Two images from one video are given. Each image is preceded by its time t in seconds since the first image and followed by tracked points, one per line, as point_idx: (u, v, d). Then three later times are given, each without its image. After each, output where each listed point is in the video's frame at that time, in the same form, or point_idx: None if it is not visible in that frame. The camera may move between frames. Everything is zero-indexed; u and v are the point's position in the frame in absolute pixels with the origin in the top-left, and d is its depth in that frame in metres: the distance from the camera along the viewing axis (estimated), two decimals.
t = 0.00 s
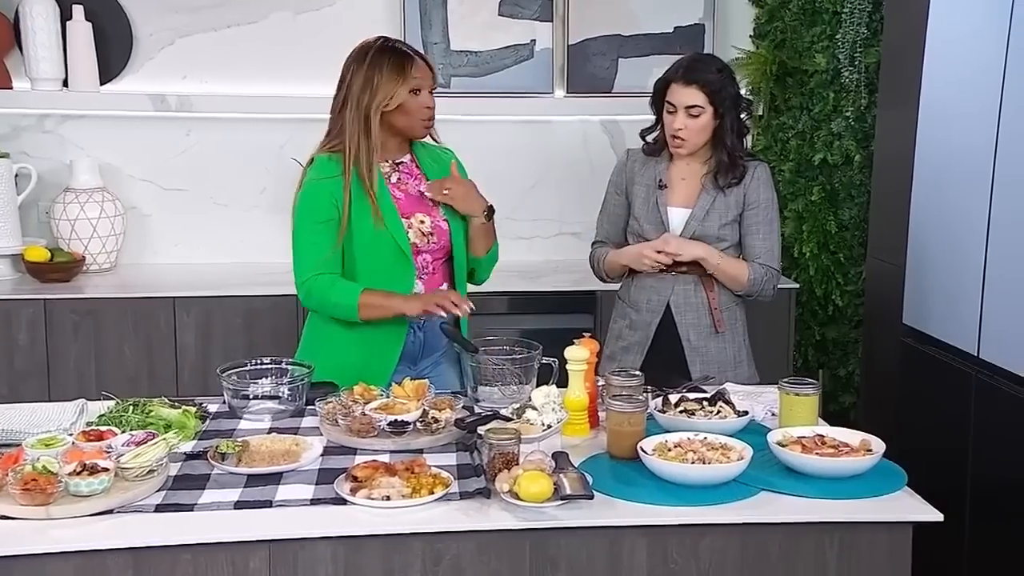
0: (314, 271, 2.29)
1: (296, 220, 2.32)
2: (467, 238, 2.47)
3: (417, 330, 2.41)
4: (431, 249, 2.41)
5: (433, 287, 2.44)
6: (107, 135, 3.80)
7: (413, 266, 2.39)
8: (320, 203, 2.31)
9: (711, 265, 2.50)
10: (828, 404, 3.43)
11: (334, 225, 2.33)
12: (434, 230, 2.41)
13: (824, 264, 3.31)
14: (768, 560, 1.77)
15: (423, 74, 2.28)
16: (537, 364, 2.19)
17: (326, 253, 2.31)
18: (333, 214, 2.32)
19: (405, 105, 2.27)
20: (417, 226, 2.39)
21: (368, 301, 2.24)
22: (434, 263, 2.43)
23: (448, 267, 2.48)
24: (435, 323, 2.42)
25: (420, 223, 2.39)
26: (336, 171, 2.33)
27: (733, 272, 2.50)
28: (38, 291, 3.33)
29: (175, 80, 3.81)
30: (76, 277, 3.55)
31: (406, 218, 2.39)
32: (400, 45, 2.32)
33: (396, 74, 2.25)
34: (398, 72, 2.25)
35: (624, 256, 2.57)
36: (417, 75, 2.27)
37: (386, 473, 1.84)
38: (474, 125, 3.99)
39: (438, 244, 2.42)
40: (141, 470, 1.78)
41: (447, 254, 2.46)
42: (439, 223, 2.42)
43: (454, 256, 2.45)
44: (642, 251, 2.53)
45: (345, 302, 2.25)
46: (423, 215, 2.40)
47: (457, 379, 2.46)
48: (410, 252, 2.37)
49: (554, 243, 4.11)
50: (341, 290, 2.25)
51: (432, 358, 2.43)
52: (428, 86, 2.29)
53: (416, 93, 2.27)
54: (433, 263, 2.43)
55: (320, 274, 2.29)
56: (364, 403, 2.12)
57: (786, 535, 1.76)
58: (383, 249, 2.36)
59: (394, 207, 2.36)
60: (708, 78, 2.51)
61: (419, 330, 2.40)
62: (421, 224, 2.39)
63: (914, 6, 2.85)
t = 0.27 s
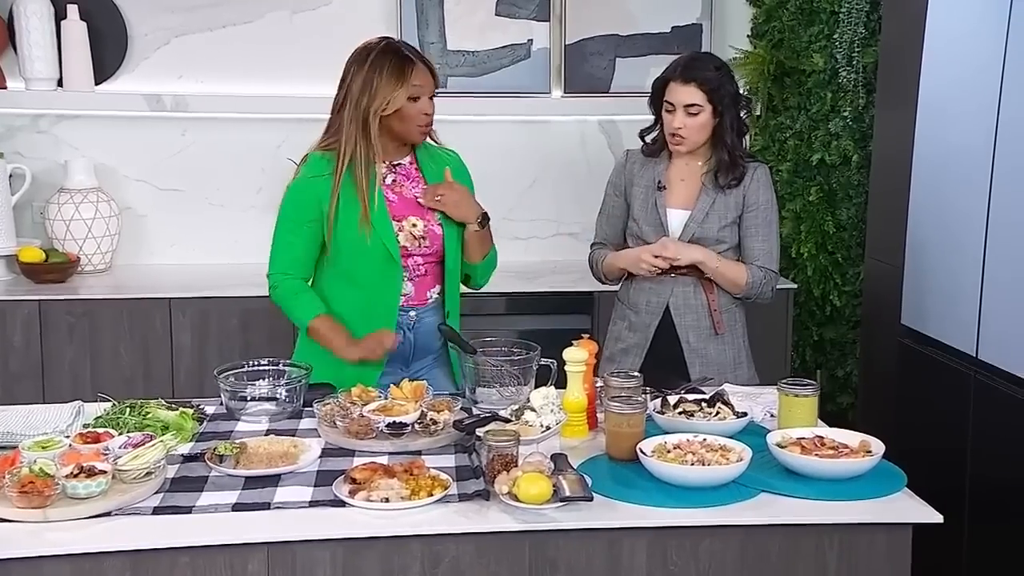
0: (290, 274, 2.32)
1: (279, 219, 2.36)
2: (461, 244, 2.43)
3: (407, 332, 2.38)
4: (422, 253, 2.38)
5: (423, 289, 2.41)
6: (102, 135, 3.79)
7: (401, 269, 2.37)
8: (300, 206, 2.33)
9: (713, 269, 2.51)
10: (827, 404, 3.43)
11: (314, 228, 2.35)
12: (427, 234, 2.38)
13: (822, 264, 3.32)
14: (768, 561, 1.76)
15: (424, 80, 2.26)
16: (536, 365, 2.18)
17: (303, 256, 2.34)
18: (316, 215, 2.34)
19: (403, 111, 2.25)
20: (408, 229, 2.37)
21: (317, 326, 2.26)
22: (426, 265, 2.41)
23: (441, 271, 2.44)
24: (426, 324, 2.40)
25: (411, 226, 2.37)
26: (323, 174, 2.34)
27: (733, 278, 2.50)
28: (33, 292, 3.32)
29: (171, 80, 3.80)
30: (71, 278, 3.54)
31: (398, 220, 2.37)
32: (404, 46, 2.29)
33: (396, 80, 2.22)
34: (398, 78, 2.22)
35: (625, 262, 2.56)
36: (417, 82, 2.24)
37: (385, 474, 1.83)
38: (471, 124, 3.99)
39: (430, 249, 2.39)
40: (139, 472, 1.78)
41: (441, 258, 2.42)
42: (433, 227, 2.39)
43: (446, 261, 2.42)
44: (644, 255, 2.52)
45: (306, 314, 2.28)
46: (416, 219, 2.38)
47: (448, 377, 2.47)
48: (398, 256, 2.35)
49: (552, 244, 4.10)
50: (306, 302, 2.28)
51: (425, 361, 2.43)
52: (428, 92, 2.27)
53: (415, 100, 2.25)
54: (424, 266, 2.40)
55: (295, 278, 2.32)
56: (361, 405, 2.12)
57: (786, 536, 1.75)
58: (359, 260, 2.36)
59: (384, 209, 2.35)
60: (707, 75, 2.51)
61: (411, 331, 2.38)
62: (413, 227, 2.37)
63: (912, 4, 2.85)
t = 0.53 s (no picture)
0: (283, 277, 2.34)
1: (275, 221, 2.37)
2: (456, 251, 2.43)
3: (401, 334, 2.38)
4: (416, 257, 2.38)
5: (417, 292, 2.41)
6: (100, 136, 3.79)
7: (392, 273, 2.37)
8: (292, 212, 2.34)
9: (708, 291, 2.51)
10: (825, 406, 3.44)
11: (307, 232, 2.35)
12: (420, 239, 2.38)
13: (820, 265, 3.33)
14: (769, 563, 1.76)
15: (427, 94, 2.24)
16: (536, 366, 2.18)
17: (298, 260, 2.35)
18: (311, 218, 2.35)
19: (404, 124, 2.24)
20: (401, 234, 2.37)
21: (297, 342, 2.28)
22: (420, 269, 2.40)
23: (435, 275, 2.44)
24: (420, 326, 2.40)
25: (404, 231, 2.37)
26: (319, 180, 2.35)
27: (730, 294, 2.51)
28: (31, 293, 3.32)
29: (169, 81, 3.79)
30: (70, 279, 3.54)
31: (391, 224, 2.37)
32: (410, 56, 2.26)
33: (399, 94, 2.21)
34: (402, 91, 2.21)
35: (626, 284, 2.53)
36: (420, 96, 2.23)
37: (385, 476, 1.83)
38: (470, 125, 3.99)
39: (424, 254, 2.39)
40: (139, 474, 1.78)
41: (436, 262, 2.42)
42: (427, 232, 2.39)
43: (440, 265, 2.41)
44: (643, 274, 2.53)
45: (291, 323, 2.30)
46: (409, 223, 2.38)
47: (446, 379, 2.46)
48: (389, 261, 2.35)
49: (550, 244, 4.11)
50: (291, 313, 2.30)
51: (422, 363, 2.43)
52: (429, 106, 2.25)
53: (417, 114, 2.24)
54: (418, 269, 2.40)
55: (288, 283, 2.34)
56: (362, 406, 2.09)
57: (787, 538, 1.75)
58: (347, 271, 2.36)
59: (376, 214, 2.34)
60: (704, 73, 2.52)
61: (403, 333, 2.38)
62: (405, 232, 2.37)
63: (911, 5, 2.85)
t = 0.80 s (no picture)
0: (283, 279, 2.34)
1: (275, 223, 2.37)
2: (457, 258, 2.45)
3: (403, 336, 2.38)
4: (417, 260, 2.39)
5: (419, 293, 2.41)
6: (101, 136, 3.79)
7: (393, 276, 2.37)
8: (292, 215, 2.34)
9: (693, 316, 2.39)
10: (826, 406, 3.44)
11: (308, 235, 2.35)
12: (421, 242, 2.38)
13: (821, 265, 3.36)
14: (770, 564, 1.76)
15: (428, 102, 2.25)
16: (537, 367, 2.18)
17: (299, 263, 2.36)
18: (312, 222, 2.35)
19: (407, 132, 2.24)
20: (402, 237, 2.37)
21: (296, 343, 2.28)
22: (422, 271, 2.41)
23: (437, 277, 2.45)
24: (422, 329, 2.40)
25: (406, 235, 2.37)
26: (320, 183, 2.34)
27: (714, 306, 2.41)
28: (32, 294, 3.32)
29: (170, 82, 3.80)
30: (70, 279, 3.54)
31: (393, 228, 2.37)
32: (413, 63, 2.25)
33: (402, 102, 2.20)
34: (404, 100, 2.20)
35: (597, 302, 2.57)
36: (422, 104, 2.23)
37: (387, 477, 1.83)
38: (470, 125, 3.99)
39: (425, 256, 2.39)
40: (141, 475, 1.78)
41: (437, 265, 2.43)
42: (429, 235, 2.39)
43: (442, 267, 2.42)
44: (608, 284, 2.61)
45: (291, 325, 2.31)
46: (410, 226, 2.38)
47: (447, 380, 2.48)
48: (390, 265, 2.35)
49: (551, 245, 4.11)
50: (291, 316, 2.31)
51: (423, 365, 2.44)
52: (431, 114, 2.25)
53: (419, 122, 2.24)
54: (420, 272, 2.40)
55: (288, 285, 2.34)
56: (363, 407, 2.11)
57: (788, 539, 1.75)
58: (347, 275, 2.36)
59: (377, 219, 2.35)
60: (693, 71, 2.54)
61: (405, 336, 2.38)
62: (407, 235, 2.37)
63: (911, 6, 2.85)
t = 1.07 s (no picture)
0: (285, 276, 2.34)
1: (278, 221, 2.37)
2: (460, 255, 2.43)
3: (406, 338, 2.39)
4: (421, 261, 2.39)
5: (423, 294, 2.42)
6: (104, 137, 3.79)
7: (397, 277, 2.37)
8: (297, 213, 2.33)
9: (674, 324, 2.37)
10: (828, 407, 3.45)
11: (311, 234, 2.36)
12: (426, 243, 2.39)
13: (824, 266, 3.38)
14: (773, 565, 1.76)
15: (432, 104, 2.25)
16: (539, 368, 2.18)
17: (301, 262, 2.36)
18: (315, 222, 2.35)
19: (410, 134, 2.24)
20: (407, 238, 2.37)
21: (299, 335, 2.28)
22: (425, 273, 2.41)
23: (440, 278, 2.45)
24: (425, 330, 2.41)
25: (410, 236, 2.38)
26: (325, 183, 2.34)
27: (691, 309, 2.39)
28: (35, 294, 3.32)
29: (173, 83, 3.80)
30: (73, 280, 3.54)
31: (397, 229, 2.37)
32: (418, 64, 2.25)
33: (405, 103, 2.20)
34: (407, 101, 2.20)
35: (584, 303, 2.61)
36: (426, 106, 2.23)
37: (390, 479, 1.83)
38: (473, 126, 3.99)
39: (429, 257, 2.40)
40: (144, 476, 1.78)
41: (440, 267, 2.43)
42: (433, 237, 2.40)
43: (446, 269, 2.42)
44: (592, 285, 2.64)
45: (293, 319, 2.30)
46: (415, 228, 2.39)
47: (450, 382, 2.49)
48: (394, 266, 2.35)
49: (553, 246, 4.12)
50: (294, 309, 2.31)
51: (427, 366, 2.46)
52: (434, 116, 2.26)
53: (422, 124, 2.24)
54: (424, 273, 2.41)
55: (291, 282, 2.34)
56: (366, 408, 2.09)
57: (791, 540, 1.75)
58: (351, 274, 2.36)
59: (381, 220, 2.35)
60: (674, 73, 2.53)
61: (409, 337, 2.39)
62: (412, 236, 2.38)
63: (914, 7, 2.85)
